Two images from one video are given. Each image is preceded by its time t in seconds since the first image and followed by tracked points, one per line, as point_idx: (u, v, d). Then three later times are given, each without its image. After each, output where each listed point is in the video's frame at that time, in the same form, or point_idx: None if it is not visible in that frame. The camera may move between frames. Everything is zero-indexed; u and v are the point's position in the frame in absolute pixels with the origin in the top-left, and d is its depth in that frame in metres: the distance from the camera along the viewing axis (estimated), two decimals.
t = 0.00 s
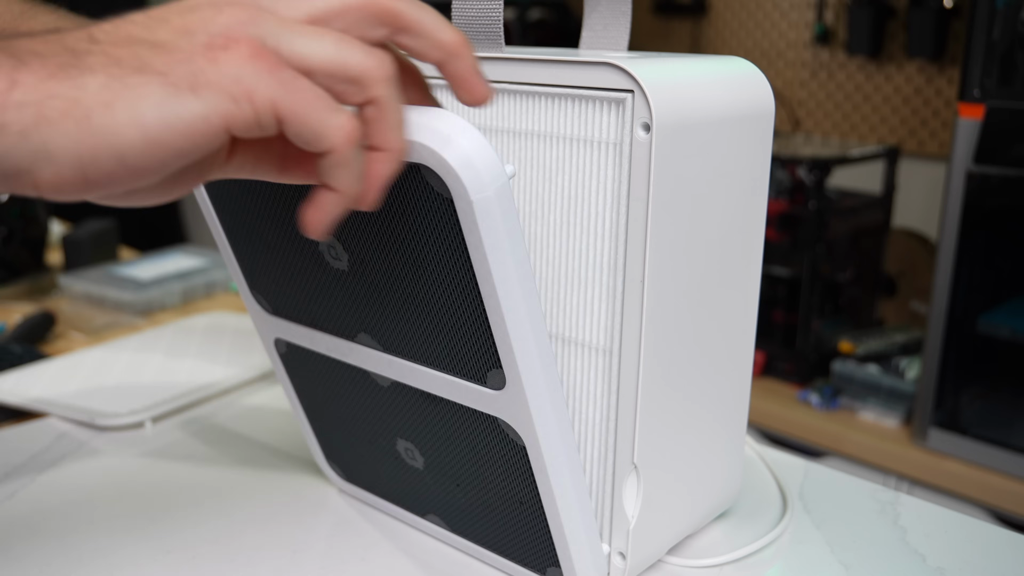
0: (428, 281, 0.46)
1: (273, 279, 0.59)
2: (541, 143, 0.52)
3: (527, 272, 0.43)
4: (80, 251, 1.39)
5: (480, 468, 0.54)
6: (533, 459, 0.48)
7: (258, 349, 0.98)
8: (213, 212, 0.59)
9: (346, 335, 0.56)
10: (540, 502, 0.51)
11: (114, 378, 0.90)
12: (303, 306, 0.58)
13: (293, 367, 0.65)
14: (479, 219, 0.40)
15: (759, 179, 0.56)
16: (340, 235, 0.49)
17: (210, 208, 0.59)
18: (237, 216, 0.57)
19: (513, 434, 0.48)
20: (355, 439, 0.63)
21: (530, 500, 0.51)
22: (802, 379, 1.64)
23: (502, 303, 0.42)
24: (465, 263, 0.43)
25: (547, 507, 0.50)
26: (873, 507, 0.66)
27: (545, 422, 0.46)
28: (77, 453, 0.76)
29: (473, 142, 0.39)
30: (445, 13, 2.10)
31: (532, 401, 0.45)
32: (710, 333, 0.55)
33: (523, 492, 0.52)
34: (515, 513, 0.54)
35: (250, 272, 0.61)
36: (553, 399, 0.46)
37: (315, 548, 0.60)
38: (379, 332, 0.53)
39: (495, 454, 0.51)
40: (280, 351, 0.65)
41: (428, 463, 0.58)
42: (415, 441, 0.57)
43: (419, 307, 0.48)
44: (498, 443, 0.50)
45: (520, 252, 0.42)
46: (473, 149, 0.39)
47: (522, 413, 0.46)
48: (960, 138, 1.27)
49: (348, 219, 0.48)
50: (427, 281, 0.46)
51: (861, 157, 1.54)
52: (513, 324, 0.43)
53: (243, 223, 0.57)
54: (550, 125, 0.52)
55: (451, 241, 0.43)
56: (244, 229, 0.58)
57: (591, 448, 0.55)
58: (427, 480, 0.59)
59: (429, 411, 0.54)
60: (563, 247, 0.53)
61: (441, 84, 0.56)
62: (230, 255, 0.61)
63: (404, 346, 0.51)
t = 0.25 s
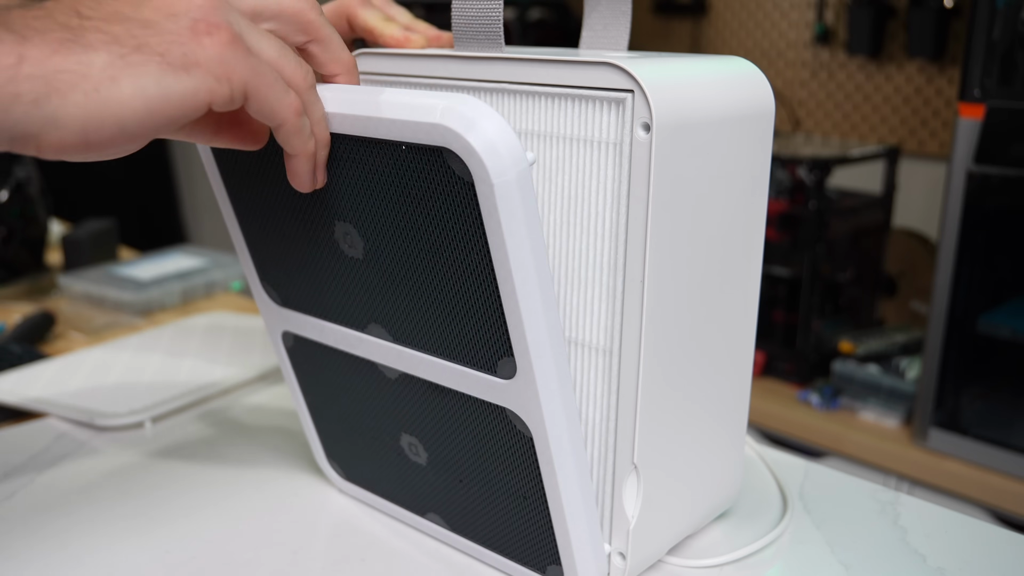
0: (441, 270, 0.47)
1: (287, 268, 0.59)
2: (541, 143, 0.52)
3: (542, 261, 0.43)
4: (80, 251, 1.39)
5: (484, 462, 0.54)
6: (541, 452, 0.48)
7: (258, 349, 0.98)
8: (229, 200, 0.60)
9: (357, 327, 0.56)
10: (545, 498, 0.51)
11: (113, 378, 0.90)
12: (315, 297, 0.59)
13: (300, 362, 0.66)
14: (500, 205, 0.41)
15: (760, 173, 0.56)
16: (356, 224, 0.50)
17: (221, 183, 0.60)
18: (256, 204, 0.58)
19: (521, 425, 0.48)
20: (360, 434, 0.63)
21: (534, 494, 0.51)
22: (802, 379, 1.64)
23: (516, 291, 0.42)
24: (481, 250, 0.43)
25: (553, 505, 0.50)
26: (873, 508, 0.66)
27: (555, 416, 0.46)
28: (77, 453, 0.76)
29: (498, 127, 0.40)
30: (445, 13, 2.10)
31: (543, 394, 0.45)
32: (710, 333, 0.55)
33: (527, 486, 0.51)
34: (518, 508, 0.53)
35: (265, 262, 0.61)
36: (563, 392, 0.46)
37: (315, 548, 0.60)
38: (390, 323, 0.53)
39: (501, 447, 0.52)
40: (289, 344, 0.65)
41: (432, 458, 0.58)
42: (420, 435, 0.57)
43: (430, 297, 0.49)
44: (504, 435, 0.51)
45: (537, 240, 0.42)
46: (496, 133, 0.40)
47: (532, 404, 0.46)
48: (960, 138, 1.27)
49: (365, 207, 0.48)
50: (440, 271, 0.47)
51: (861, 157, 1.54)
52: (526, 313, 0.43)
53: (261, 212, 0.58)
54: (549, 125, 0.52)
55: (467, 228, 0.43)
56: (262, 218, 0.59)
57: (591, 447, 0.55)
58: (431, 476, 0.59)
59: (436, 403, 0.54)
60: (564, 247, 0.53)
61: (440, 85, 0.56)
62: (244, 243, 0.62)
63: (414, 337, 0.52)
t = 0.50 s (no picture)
0: (460, 264, 0.47)
1: (306, 260, 0.59)
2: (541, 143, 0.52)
3: (561, 256, 0.43)
4: (80, 251, 1.39)
5: (493, 462, 0.54)
6: (551, 449, 0.48)
7: (258, 349, 0.98)
8: (249, 193, 0.61)
9: (371, 323, 0.56)
10: (552, 497, 0.51)
11: (113, 377, 0.90)
12: (331, 292, 0.59)
13: (313, 358, 0.66)
14: (522, 194, 0.41)
15: (760, 179, 0.56)
16: (377, 216, 0.50)
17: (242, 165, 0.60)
18: (277, 195, 0.58)
19: (532, 422, 0.48)
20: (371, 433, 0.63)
21: (541, 496, 0.51)
22: (803, 379, 1.63)
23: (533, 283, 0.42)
24: (501, 243, 0.44)
25: (560, 504, 0.50)
26: (873, 508, 0.66)
27: (568, 413, 0.46)
28: (78, 453, 0.76)
29: (522, 120, 0.41)
30: (445, 13, 2.10)
31: (556, 389, 0.45)
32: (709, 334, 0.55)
33: (535, 487, 0.51)
34: (527, 509, 0.53)
35: (283, 255, 0.62)
36: (577, 390, 0.46)
37: (320, 549, 0.60)
38: (406, 318, 0.53)
39: (509, 447, 0.52)
40: (302, 342, 0.66)
41: (442, 457, 0.58)
42: (430, 435, 0.57)
43: (448, 291, 0.49)
44: (513, 434, 0.50)
45: (557, 234, 0.42)
46: (520, 126, 0.40)
47: (543, 400, 0.46)
48: (960, 138, 1.27)
49: (387, 199, 0.49)
50: (460, 264, 0.47)
51: (862, 157, 1.54)
52: (543, 307, 0.43)
53: (282, 204, 0.58)
54: (549, 126, 0.51)
55: (488, 220, 0.43)
56: (283, 209, 0.59)
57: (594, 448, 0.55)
58: (439, 476, 0.59)
59: (448, 400, 0.54)
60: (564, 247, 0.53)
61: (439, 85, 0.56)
62: (262, 237, 0.63)
63: (430, 333, 0.52)
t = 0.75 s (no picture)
0: (487, 249, 0.48)
1: (325, 249, 0.60)
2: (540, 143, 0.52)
3: (589, 240, 0.44)
4: (79, 251, 1.39)
5: (505, 453, 0.54)
6: (565, 437, 0.49)
7: (257, 349, 0.98)
8: (274, 180, 0.62)
9: (389, 312, 0.57)
10: (564, 489, 0.51)
11: (112, 378, 0.90)
12: (348, 283, 0.60)
13: (324, 352, 0.66)
14: (557, 174, 0.42)
15: (760, 172, 0.56)
16: (406, 203, 0.52)
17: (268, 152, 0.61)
18: (303, 182, 0.60)
19: (548, 410, 0.49)
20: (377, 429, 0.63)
21: (553, 487, 0.51)
22: (803, 379, 1.63)
23: (562, 265, 0.44)
24: (531, 226, 0.45)
25: (571, 494, 0.50)
26: (874, 508, 0.66)
27: (584, 401, 0.47)
28: (77, 453, 0.76)
29: (562, 107, 0.42)
30: (445, 13, 2.10)
31: (576, 373, 0.46)
32: (709, 335, 0.55)
33: (547, 478, 0.52)
34: (535, 502, 0.53)
35: (302, 244, 0.62)
36: (594, 376, 0.47)
37: (324, 550, 0.60)
38: (426, 307, 0.54)
39: (525, 436, 0.52)
40: (315, 334, 0.66)
41: (450, 452, 0.58)
42: (440, 428, 0.58)
43: (471, 276, 0.50)
44: (531, 421, 0.51)
45: (587, 220, 0.44)
46: (560, 111, 0.42)
47: (562, 386, 0.47)
48: (961, 138, 1.27)
49: (418, 185, 0.50)
50: (487, 250, 0.48)
51: (862, 157, 1.54)
52: (570, 290, 0.44)
53: (307, 191, 0.60)
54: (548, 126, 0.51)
55: (521, 204, 0.45)
56: (307, 197, 0.60)
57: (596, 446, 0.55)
58: (445, 472, 0.59)
59: (462, 392, 0.55)
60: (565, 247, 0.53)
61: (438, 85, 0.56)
62: (284, 224, 0.63)
63: (450, 321, 0.53)
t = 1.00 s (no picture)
0: (507, 238, 0.49)
1: (341, 240, 0.60)
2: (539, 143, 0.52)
3: (606, 231, 0.45)
4: (78, 251, 1.39)
5: (508, 449, 0.54)
6: (571, 431, 0.49)
7: (257, 349, 0.98)
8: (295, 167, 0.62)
9: (401, 304, 0.57)
10: (566, 486, 0.51)
11: (112, 377, 0.90)
12: (361, 275, 0.60)
13: (330, 346, 0.66)
14: (581, 160, 0.43)
15: (760, 173, 0.56)
16: (428, 192, 0.52)
17: (295, 141, 0.61)
18: (324, 171, 0.60)
19: (556, 403, 0.49)
20: (382, 425, 0.63)
21: (555, 484, 0.51)
22: (803, 379, 1.63)
23: (580, 253, 0.45)
24: (552, 215, 0.46)
25: (573, 492, 0.50)
26: (874, 508, 0.66)
27: (593, 394, 0.48)
28: (77, 453, 0.76)
29: (589, 97, 0.44)
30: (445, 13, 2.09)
31: (587, 361, 0.47)
32: (708, 337, 0.55)
33: (550, 475, 0.52)
34: (537, 500, 0.53)
35: (317, 233, 0.62)
36: (605, 367, 0.47)
37: (327, 549, 0.60)
38: (440, 298, 0.54)
39: (530, 431, 0.52)
40: (324, 327, 0.65)
41: (453, 449, 0.58)
42: (444, 424, 0.57)
43: (491, 267, 0.50)
44: (539, 415, 0.51)
45: (605, 210, 0.45)
46: (588, 102, 0.43)
47: (572, 376, 0.48)
48: (961, 138, 1.27)
49: (442, 174, 0.51)
50: (506, 239, 0.49)
51: (863, 156, 1.54)
52: (586, 278, 0.45)
53: (326, 180, 0.60)
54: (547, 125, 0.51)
55: (543, 192, 0.46)
56: (325, 185, 0.60)
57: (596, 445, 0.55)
58: (446, 470, 0.59)
59: (470, 386, 0.55)
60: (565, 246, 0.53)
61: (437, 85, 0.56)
62: (301, 213, 0.63)
63: (464, 312, 0.53)
